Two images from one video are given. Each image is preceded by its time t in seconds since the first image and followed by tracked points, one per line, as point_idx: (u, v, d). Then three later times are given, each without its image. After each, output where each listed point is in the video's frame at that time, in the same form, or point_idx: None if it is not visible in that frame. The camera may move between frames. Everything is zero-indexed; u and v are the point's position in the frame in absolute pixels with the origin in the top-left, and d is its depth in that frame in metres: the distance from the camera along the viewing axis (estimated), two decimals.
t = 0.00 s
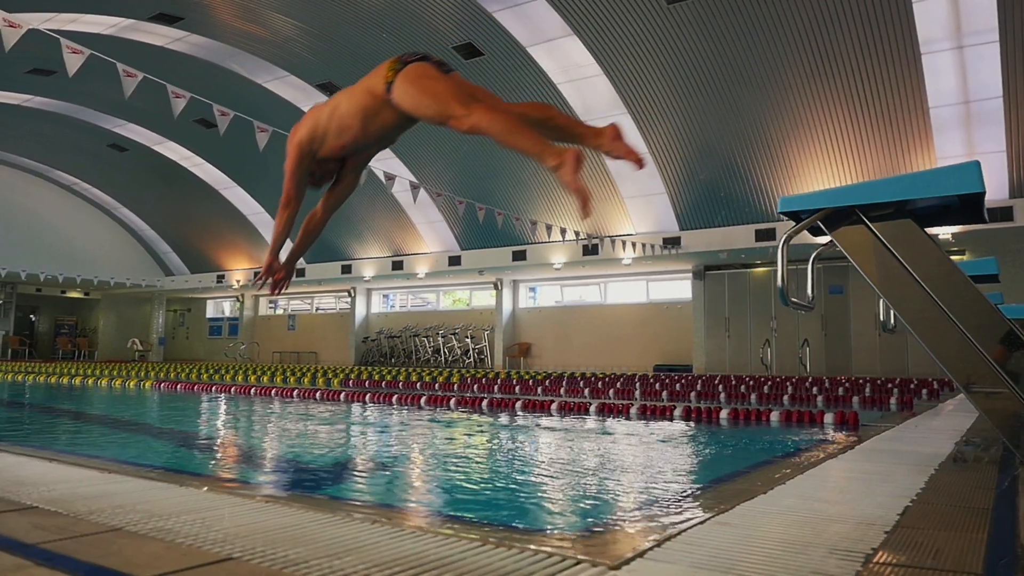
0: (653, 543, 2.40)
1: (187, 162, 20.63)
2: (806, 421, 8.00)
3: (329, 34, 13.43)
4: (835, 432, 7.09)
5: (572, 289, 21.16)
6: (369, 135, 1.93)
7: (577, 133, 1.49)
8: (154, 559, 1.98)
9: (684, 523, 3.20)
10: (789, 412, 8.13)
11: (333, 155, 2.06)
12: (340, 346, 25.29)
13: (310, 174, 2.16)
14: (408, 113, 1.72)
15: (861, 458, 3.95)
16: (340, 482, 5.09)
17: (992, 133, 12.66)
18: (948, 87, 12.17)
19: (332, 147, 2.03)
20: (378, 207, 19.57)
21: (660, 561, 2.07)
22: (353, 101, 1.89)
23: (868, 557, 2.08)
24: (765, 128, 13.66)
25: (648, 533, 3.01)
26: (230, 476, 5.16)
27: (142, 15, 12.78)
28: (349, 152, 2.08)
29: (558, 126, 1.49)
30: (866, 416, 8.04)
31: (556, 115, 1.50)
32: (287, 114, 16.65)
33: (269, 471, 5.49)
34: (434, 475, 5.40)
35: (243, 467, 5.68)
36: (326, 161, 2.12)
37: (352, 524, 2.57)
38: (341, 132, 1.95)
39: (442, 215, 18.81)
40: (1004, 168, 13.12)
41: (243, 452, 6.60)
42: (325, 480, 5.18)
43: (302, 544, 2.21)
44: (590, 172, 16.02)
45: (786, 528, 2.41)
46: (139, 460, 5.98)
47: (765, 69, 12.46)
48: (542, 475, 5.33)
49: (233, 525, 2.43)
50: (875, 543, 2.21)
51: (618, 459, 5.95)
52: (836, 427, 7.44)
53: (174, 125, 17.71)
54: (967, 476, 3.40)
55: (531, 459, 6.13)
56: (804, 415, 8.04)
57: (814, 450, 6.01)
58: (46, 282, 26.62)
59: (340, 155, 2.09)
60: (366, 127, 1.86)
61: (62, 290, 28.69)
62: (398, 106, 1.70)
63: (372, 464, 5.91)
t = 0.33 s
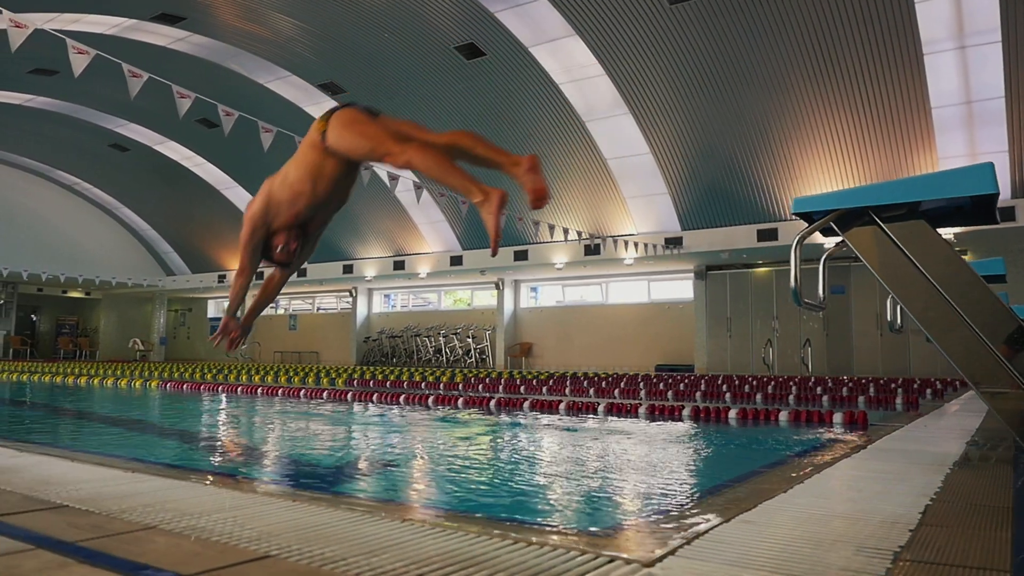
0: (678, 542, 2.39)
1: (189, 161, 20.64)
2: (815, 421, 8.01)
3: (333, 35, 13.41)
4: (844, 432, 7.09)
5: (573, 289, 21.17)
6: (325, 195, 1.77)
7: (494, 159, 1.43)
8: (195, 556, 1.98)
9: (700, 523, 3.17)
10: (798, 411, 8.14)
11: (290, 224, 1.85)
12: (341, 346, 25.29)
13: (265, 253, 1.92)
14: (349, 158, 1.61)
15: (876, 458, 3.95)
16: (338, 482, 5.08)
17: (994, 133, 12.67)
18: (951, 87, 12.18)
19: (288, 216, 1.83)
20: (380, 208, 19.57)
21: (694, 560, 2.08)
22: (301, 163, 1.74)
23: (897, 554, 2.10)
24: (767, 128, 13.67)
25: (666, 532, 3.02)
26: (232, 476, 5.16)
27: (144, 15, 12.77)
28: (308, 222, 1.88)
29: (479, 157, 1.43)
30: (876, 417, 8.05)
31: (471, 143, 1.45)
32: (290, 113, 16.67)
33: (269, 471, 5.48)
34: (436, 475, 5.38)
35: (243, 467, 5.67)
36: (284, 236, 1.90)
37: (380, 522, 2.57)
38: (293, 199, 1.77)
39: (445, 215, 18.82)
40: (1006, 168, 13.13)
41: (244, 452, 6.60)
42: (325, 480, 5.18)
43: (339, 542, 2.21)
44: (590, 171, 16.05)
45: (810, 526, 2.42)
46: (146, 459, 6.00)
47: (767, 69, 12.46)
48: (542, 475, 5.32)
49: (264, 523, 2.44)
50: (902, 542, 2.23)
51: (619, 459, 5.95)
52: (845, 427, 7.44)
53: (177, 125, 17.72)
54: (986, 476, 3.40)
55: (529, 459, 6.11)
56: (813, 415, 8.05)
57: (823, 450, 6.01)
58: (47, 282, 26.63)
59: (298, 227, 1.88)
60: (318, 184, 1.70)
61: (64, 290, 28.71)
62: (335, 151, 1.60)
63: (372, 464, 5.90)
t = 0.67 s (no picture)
0: (699, 542, 2.38)
1: (190, 161, 20.64)
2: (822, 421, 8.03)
3: (337, 36, 13.41)
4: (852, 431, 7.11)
5: (574, 289, 21.18)
6: (275, 280, 1.68)
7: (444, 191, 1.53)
8: (227, 554, 2.00)
9: (715, 522, 3.16)
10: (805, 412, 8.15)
11: (246, 309, 1.76)
12: (343, 345, 25.30)
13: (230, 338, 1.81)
14: (293, 232, 1.59)
15: (890, 457, 3.96)
16: (338, 482, 5.08)
17: (996, 133, 12.70)
18: (955, 87, 12.18)
19: (243, 301, 1.74)
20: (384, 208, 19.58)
21: (726, 559, 2.08)
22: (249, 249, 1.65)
23: (920, 553, 2.12)
24: (768, 128, 13.68)
25: (681, 531, 3.04)
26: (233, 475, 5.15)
27: (147, 15, 12.76)
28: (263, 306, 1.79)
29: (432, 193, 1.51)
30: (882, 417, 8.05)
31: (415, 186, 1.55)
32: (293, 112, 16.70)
33: (271, 471, 5.47)
34: (439, 475, 5.38)
35: (245, 467, 5.66)
36: (245, 319, 1.80)
37: (406, 521, 2.59)
38: (242, 283, 1.69)
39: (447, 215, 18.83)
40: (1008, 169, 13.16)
41: (248, 452, 6.60)
42: (326, 480, 5.17)
43: (366, 541, 2.21)
44: (591, 171, 16.06)
45: (831, 525, 2.44)
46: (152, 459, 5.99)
47: (770, 69, 12.45)
48: (542, 476, 5.32)
49: (291, 522, 2.46)
50: (924, 540, 2.25)
51: (622, 459, 5.95)
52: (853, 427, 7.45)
53: (180, 125, 17.72)
54: (1002, 476, 3.42)
55: (531, 460, 6.10)
56: (820, 415, 8.07)
57: (830, 450, 6.03)
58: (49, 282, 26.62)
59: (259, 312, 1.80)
60: (270, 265, 1.61)
61: (65, 289, 28.69)
62: (280, 230, 1.58)
63: (374, 464, 5.90)
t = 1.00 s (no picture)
0: (718, 542, 2.39)
1: (191, 161, 20.64)
2: (829, 421, 8.03)
3: (340, 37, 13.39)
4: (859, 431, 7.12)
5: (575, 289, 21.20)
6: (235, 355, 2.76)
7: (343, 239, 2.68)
8: (256, 552, 2.01)
9: (726, 521, 3.16)
10: (811, 411, 8.15)
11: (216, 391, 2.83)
12: (344, 345, 25.30)
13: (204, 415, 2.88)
14: (242, 309, 2.72)
15: (903, 456, 3.99)
16: (338, 482, 5.08)
17: (998, 132, 12.71)
18: (956, 87, 12.20)
19: (212, 384, 2.79)
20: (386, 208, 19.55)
21: (751, 558, 2.09)
22: (211, 340, 2.77)
23: (942, 550, 2.14)
24: (769, 128, 13.72)
25: (692, 530, 3.06)
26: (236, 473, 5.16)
27: (149, 15, 12.75)
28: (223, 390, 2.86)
29: (332, 243, 2.69)
30: (889, 417, 8.04)
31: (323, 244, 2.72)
32: (294, 113, 16.75)
33: (272, 471, 5.47)
34: (441, 474, 5.38)
35: (247, 467, 5.67)
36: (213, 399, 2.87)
37: (435, 520, 2.61)
38: (210, 369, 2.75)
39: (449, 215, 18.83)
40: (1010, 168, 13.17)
41: (251, 451, 6.61)
42: (328, 480, 5.19)
43: (394, 538, 2.23)
44: (592, 171, 16.07)
45: (850, 523, 2.45)
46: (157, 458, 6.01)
47: (771, 69, 12.48)
48: (543, 475, 5.31)
49: (317, 520, 2.46)
50: (946, 538, 2.26)
51: (622, 458, 5.95)
52: (859, 427, 7.46)
53: (182, 125, 17.71)
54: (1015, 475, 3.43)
55: (532, 459, 6.10)
56: (827, 414, 8.08)
57: (836, 449, 6.05)
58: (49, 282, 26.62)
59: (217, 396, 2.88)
60: (236, 338, 2.74)
61: (66, 289, 28.70)
62: (237, 308, 2.71)
63: (375, 463, 5.90)
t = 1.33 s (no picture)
0: (731, 544, 2.40)
1: (193, 161, 20.65)
2: (834, 420, 8.03)
3: (342, 37, 13.39)
4: (865, 430, 7.12)
5: (576, 289, 21.22)
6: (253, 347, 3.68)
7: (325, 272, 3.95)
8: (280, 552, 2.01)
9: (735, 522, 3.16)
10: (817, 412, 8.14)
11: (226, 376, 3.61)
12: (344, 346, 25.31)
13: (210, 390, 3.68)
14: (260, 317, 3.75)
15: (913, 456, 3.99)
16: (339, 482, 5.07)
17: (999, 132, 12.72)
18: (957, 87, 12.22)
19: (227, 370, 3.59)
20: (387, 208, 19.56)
21: (771, 557, 2.10)
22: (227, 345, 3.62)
23: (959, 549, 2.15)
24: (769, 128, 13.73)
25: (700, 532, 3.05)
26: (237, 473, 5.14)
27: (151, 16, 12.75)
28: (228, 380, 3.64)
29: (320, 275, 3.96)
30: (894, 416, 8.03)
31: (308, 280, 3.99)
32: (295, 112, 16.75)
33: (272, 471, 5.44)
34: (444, 475, 5.37)
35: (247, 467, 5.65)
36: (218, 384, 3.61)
37: (455, 519, 2.61)
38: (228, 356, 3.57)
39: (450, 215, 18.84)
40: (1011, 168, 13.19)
41: (253, 451, 6.60)
42: (329, 480, 5.18)
43: (415, 537, 2.24)
44: (592, 171, 16.08)
45: (865, 523, 2.46)
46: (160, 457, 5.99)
47: (771, 70, 12.48)
48: (545, 475, 5.29)
49: (337, 520, 2.47)
50: (963, 537, 2.27)
51: (623, 459, 5.93)
52: (865, 426, 7.46)
53: (184, 125, 17.71)
54: None
55: (533, 459, 6.08)
56: (832, 414, 8.08)
57: (838, 450, 6.07)
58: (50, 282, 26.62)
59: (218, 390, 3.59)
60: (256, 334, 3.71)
61: (66, 289, 28.68)
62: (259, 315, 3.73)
63: (376, 463, 5.88)
